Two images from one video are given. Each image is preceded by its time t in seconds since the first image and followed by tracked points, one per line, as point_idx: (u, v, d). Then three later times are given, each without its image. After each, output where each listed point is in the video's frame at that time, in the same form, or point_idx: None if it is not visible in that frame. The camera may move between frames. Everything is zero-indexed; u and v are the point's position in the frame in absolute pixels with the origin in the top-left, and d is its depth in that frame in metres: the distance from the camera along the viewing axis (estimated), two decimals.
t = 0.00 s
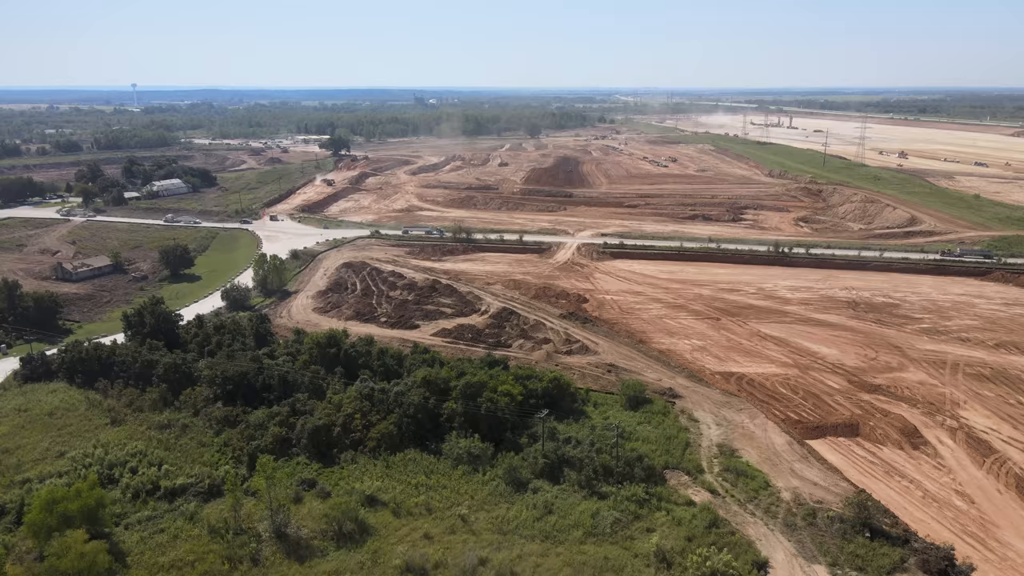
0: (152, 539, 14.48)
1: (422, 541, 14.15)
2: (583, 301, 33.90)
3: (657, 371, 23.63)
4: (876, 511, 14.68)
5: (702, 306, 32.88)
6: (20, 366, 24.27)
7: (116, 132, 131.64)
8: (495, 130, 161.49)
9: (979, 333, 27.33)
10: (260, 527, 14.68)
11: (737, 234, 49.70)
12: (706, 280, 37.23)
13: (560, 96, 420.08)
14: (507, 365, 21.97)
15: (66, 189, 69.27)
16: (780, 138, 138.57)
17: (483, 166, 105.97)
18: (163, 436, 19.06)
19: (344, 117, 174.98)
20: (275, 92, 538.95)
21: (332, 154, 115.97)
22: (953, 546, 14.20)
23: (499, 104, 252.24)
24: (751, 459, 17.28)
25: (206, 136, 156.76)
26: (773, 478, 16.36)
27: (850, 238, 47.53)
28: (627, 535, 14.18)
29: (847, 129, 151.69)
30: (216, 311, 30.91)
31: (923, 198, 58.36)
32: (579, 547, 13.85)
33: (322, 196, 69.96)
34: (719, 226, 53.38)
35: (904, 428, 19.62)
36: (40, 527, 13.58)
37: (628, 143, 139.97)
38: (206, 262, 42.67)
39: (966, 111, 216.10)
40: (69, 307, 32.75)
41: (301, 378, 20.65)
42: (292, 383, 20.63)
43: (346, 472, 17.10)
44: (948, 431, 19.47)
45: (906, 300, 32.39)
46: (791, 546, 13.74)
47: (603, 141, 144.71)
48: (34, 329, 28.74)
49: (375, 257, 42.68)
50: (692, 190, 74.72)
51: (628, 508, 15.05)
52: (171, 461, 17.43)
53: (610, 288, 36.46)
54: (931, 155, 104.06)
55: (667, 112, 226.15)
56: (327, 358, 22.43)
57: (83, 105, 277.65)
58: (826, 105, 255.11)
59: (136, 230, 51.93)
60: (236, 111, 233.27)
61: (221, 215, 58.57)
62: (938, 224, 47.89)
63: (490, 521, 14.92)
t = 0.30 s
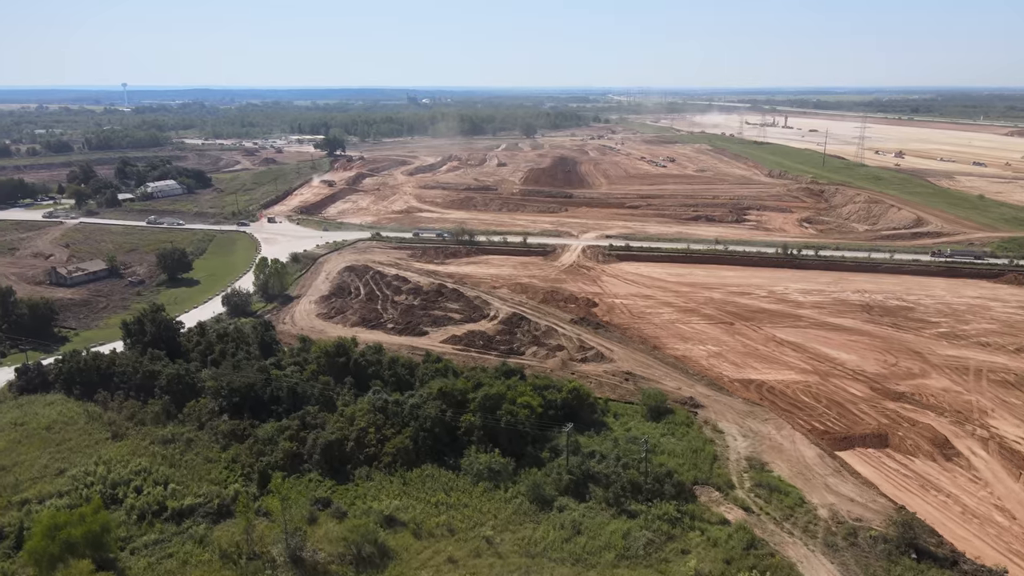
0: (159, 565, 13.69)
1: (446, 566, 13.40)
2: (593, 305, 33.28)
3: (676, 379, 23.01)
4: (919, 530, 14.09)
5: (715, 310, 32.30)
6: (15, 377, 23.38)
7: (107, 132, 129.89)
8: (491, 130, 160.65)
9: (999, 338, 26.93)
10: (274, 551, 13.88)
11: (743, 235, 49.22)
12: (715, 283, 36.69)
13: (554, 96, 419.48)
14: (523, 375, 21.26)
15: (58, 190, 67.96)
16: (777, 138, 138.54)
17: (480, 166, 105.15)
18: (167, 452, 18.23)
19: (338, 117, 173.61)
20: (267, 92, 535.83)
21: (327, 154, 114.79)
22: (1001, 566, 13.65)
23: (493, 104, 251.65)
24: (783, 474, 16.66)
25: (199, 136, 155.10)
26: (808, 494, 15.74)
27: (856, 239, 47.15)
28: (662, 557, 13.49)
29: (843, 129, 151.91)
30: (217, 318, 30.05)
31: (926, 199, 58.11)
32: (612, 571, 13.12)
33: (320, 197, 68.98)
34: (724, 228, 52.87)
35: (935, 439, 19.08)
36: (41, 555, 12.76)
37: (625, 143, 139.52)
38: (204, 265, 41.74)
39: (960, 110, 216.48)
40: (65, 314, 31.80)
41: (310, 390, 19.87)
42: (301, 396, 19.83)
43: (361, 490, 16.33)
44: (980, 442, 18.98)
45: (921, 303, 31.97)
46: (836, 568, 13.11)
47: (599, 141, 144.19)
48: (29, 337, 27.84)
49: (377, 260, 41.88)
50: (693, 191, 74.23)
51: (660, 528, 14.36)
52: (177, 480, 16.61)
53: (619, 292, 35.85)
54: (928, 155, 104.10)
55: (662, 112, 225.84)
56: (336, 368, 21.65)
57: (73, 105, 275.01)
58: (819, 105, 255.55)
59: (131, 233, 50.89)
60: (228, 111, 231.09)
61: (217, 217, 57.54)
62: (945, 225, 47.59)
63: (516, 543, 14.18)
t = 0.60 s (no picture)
0: None
1: None
2: (604, 309, 32.64)
3: (696, 387, 22.37)
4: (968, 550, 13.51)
5: (728, 314, 31.74)
6: (11, 389, 22.48)
7: (98, 131, 128.23)
8: (487, 130, 159.79)
9: (1020, 343, 26.52)
10: None
11: (749, 237, 48.77)
12: (726, 286, 36.15)
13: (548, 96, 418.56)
14: (542, 385, 20.57)
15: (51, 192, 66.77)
16: (775, 138, 138.43)
17: (478, 167, 104.35)
18: (174, 469, 17.43)
19: (333, 117, 172.31)
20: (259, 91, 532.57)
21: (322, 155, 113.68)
22: None
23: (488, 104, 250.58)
24: (818, 489, 16.04)
25: (192, 136, 153.52)
26: (846, 511, 15.15)
27: (864, 241, 46.77)
28: None
29: (839, 128, 152.07)
30: (219, 325, 29.22)
31: (931, 199, 57.82)
32: None
33: (318, 199, 68.00)
34: (729, 229, 52.34)
35: (968, 450, 18.54)
36: None
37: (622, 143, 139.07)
38: (203, 269, 40.84)
39: (954, 110, 217.31)
40: (61, 320, 30.86)
41: (321, 402, 19.07)
42: (313, 408, 19.03)
43: (379, 509, 15.56)
44: (1013, 453, 18.48)
45: (936, 307, 31.55)
46: None
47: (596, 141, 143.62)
48: (24, 345, 26.94)
49: (380, 263, 41.13)
50: (695, 191, 73.74)
51: (697, 549, 13.65)
52: (186, 500, 15.81)
53: (629, 295, 35.24)
54: (927, 154, 104.17)
55: (657, 112, 225.53)
56: (347, 379, 20.91)
57: (62, 104, 271.37)
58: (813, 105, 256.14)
59: (127, 235, 49.86)
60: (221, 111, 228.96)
61: (214, 219, 56.56)
62: (952, 225, 47.31)
63: (546, 567, 13.40)
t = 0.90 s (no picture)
0: None
1: None
2: (617, 314, 32.01)
3: (720, 396, 21.73)
4: None
5: (743, 319, 31.15)
6: (10, 401, 21.65)
7: (92, 131, 126.79)
8: (485, 130, 159.04)
9: None
10: None
11: (757, 238, 48.26)
12: (739, 289, 35.57)
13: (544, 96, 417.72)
14: (563, 395, 19.86)
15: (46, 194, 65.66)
16: (774, 138, 138.24)
17: (477, 167, 103.62)
18: (183, 487, 16.64)
19: (329, 117, 171.11)
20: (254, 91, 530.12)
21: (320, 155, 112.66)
22: None
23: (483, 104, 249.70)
24: (858, 506, 15.41)
25: (187, 136, 152.11)
26: (891, 530, 14.54)
27: (874, 243, 46.34)
28: None
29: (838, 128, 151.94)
30: (224, 332, 28.43)
31: (938, 200, 57.41)
32: None
33: (317, 200, 67.05)
34: (736, 231, 51.76)
35: (1006, 462, 17.96)
36: None
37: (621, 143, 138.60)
38: (204, 273, 39.98)
39: (951, 109, 217.37)
40: (60, 327, 30.00)
41: (336, 415, 18.29)
42: (327, 422, 18.23)
43: (401, 529, 14.82)
44: None
45: (955, 311, 31.07)
46: None
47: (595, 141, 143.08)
48: (22, 354, 26.11)
49: (385, 266, 40.38)
50: (698, 192, 73.21)
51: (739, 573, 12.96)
52: (198, 521, 15.04)
53: (641, 299, 34.61)
54: (927, 154, 104.07)
55: (655, 112, 224.99)
56: (360, 390, 20.20)
57: (53, 104, 269.28)
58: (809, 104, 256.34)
59: (125, 238, 48.93)
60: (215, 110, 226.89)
61: (214, 221, 55.64)
62: (962, 227, 46.93)
63: None
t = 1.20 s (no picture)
0: None
1: None
2: (631, 319, 31.38)
3: (746, 405, 21.08)
4: None
5: (760, 324, 30.54)
6: (11, 413, 20.83)
7: (87, 131, 125.56)
8: (483, 130, 158.29)
9: None
10: None
11: (766, 240, 47.74)
12: (753, 293, 34.97)
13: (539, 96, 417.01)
14: (586, 406, 19.20)
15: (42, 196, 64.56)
16: (774, 138, 138.02)
17: (477, 167, 102.92)
18: (195, 507, 15.89)
19: (326, 117, 170.09)
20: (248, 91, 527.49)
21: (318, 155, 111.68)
22: None
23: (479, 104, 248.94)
24: (902, 525, 14.80)
25: (183, 137, 150.96)
26: (939, 551, 13.96)
27: (885, 244, 45.91)
28: None
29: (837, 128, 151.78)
30: (229, 340, 27.65)
31: (945, 201, 57.04)
32: None
33: (318, 201, 66.19)
34: (744, 233, 51.22)
35: None
36: None
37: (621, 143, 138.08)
38: (206, 277, 39.12)
39: (948, 109, 217.58)
40: (59, 334, 29.14)
41: (353, 429, 17.56)
42: (344, 436, 17.49)
43: (426, 552, 14.09)
44: None
45: (975, 315, 30.57)
46: None
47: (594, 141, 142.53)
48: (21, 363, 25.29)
49: (391, 270, 39.63)
50: (701, 192, 72.70)
51: None
52: (212, 545, 14.28)
53: (653, 304, 33.98)
54: (929, 154, 103.96)
55: (652, 112, 224.51)
56: (376, 402, 19.54)
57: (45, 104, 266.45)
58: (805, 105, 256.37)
59: (124, 241, 48.00)
60: (208, 109, 225.02)
61: (213, 223, 54.72)
62: (973, 228, 46.55)
63: None
